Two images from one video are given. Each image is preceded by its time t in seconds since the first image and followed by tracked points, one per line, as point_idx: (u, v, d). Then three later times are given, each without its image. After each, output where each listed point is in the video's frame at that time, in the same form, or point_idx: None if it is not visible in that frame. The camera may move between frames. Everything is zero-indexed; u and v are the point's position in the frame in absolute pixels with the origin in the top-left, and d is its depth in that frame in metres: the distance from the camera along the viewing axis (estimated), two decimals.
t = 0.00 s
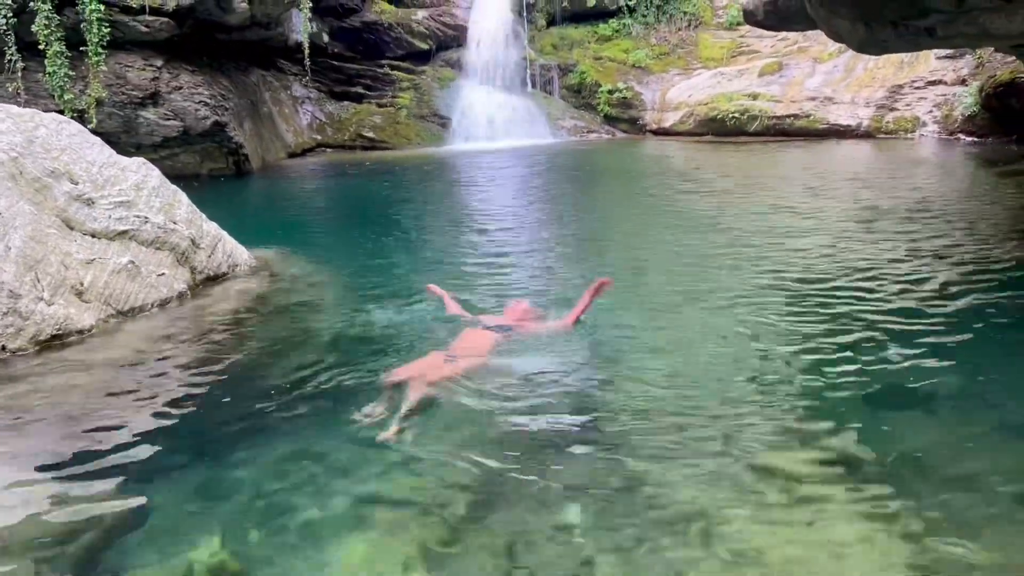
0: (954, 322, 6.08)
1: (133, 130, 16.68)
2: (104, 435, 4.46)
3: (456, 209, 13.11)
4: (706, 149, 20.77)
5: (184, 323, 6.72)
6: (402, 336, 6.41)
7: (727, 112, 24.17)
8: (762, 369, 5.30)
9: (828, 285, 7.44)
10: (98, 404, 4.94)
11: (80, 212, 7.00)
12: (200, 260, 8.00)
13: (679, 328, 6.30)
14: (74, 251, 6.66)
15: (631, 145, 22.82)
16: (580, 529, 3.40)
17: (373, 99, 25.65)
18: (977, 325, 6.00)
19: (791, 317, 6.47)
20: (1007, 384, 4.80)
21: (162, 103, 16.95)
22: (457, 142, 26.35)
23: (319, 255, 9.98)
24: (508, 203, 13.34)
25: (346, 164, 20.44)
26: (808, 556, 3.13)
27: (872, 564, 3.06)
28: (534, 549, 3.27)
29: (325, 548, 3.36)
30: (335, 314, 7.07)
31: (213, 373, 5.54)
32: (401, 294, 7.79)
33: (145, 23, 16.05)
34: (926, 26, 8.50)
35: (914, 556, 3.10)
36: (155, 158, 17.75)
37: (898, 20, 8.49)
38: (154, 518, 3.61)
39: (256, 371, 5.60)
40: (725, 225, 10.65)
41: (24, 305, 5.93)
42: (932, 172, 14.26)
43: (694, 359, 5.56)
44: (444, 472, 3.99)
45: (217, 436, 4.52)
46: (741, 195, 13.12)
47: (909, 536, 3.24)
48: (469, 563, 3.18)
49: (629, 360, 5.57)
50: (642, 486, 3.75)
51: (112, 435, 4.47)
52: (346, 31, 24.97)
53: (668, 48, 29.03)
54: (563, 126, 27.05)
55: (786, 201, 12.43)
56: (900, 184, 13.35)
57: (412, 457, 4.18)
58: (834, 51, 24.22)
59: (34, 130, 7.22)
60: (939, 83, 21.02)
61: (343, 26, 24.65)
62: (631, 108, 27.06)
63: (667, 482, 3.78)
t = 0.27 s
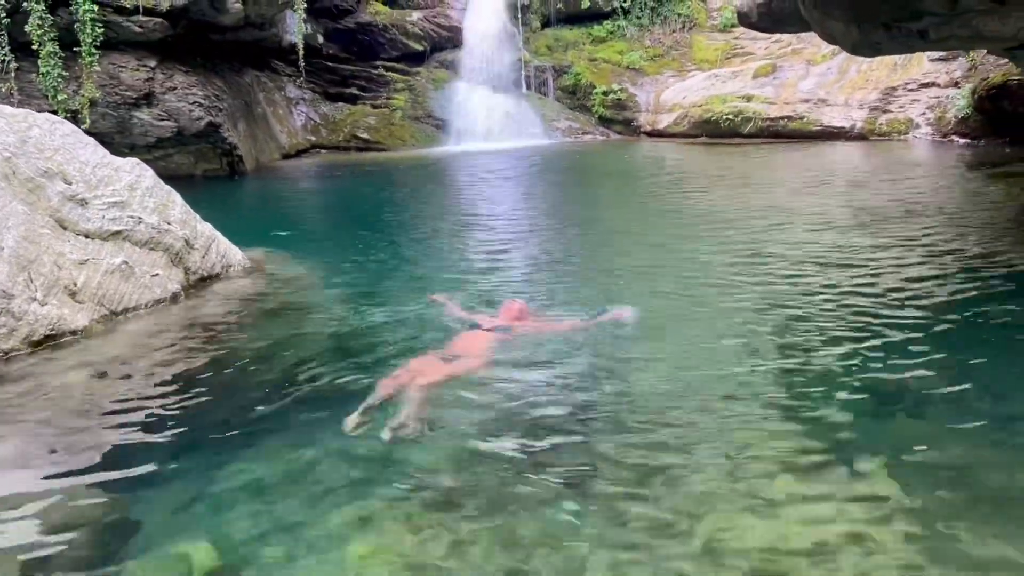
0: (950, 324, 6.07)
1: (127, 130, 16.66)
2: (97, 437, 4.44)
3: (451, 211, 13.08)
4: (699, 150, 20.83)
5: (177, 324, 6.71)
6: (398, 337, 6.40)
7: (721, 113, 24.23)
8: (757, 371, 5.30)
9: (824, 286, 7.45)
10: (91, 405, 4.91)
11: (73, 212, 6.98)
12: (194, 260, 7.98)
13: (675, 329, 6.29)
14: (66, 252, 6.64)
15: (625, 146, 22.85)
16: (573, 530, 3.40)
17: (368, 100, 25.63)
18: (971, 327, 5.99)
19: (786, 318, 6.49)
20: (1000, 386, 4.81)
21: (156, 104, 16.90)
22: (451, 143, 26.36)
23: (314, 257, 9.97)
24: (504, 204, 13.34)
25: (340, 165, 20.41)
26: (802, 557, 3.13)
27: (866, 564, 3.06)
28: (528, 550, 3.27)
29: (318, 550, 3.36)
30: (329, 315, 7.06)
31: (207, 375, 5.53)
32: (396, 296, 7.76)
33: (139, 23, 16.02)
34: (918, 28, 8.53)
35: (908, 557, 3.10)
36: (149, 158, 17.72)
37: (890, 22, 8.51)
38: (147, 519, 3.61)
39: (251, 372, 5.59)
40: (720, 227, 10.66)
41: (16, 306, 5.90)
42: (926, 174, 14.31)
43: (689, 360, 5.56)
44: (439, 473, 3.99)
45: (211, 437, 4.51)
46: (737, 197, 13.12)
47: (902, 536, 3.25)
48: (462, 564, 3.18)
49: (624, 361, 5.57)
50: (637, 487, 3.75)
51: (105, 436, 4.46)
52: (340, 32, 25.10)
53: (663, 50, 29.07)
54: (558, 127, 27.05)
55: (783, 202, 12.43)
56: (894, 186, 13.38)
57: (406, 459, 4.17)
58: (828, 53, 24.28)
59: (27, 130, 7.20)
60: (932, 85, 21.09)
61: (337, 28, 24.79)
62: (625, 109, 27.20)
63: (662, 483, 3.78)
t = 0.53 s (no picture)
0: (940, 325, 6.09)
1: (120, 130, 16.62)
2: (88, 437, 4.43)
3: (445, 210, 13.09)
4: (693, 151, 20.88)
5: (171, 323, 6.70)
6: (392, 337, 6.41)
7: (715, 115, 24.29)
8: (749, 370, 5.31)
9: (817, 286, 7.48)
10: (82, 405, 4.90)
11: (66, 211, 6.97)
12: (187, 260, 7.97)
13: (668, 329, 6.28)
14: (59, 251, 6.62)
15: (620, 147, 22.89)
16: (567, 530, 3.40)
17: (362, 100, 25.61)
18: (962, 328, 6.01)
19: (779, 318, 6.51)
20: (992, 386, 4.84)
21: (150, 104, 16.87)
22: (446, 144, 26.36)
23: (308, 256, 9.96)
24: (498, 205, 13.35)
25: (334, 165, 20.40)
26: (795, 557, 3.14)
27: (858, 563, 3.08)
28: (522, 549, 3.27)
29: (311, 548, 3.36)
30: (322, 315, 7.06)
31: (199, 375, 5.52)
32: (389, 296, 7.75)
33: (132, 22, 15.97)
34: (912, 29, 8.55)
35: (899, 555, 3.11)
36: (142, 158, 17.70)
37: (884, 23, 8.53)
38: (140, 519, 3.60)
39: (243, 372, 5.57)
40: (713, 227, 10.66)
41: (8, 305, 5.88)
42: (919, 175, 14.36)
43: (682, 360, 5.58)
44: (433, 472, 3.99)
45: (204, 437, 4.51)
46: (730, 197, 13.14)
47: (895, 536, 3.26)
48: (454, 563, 3.19)
49: (618, 360, 5.59)
50: (630, 487, 3.76)
51: (97, 436, 4.45)
52: (335, 32, 24.96)
53: (657, 50, 29.12)
54: (552, 128, 27.11)
55: (775, 203, 12.46)
56: (886, 187, 13.44)
57: (398, 459, 4.16)
58: (822, 54, 24.34)
59: (19, 128, 7.16)
60: (925, 87, 21.17)
61: (332, 28, 24.70)
62: (619, 110, 27.27)
63: (655, 482, 3.79)
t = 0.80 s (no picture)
0: (932, 326, 6.10)
1: (113, 129, 16.55)
2: (79, 436, 4.42)
3: (439, 210, 13.07)
4: (686, 152, 20.90)
5: (164, 322, 6.69)
6: (385, 336, 6.41)
7: (709, 115, 24.32)
8: (742, 370, 5.32)
9: (810, 286, 7.51)
10: (73, 404, 4.89)
11: (58, 210, 6.95)
12: (180, 259, 7.96)
13: (662, 330, 6.29)
14: (51, 250, 6.60)
15: (614, 148, 22.89)
16: (560, 529, 3.41)
17: (357, 100, 25.60)
18: (953, 330, 6.02)
19: (773, 318, 6.53)
20: (984, 386, 4.86)
21: (143, 103, 16.83)
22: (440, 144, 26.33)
23: (301, 255, 9.93)
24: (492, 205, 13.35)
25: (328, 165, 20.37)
26: (787, 556, 3.16)
27: (848, 564, 3.09)
28: (515, 549, 3.28)
29: (303, 548, 3.36)
30: (315, 314, 7.06)
31: (192, 374, 5.50)
32: (382, 295, 7.74)
33: (126, 21, 15.93)
34: (904, 31, 8.58)
35: (888, 556, 3.13)
36: (135, 157, 17.65)
37: (877, 25, 8.55)
38: (133, 518, 3.60)
39: (236, 371, 5.56)
40: (707, 227, 10.67)
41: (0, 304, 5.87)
42: (912, 176, 14.39)
43: (675, 360, 5.58)
44: (426, 471, 4.00)
45: (198, 435, 4.50)
46: (725, 197, 13.15)
47: (886, 536, 3.27)
48: (446, 563, 3.19)
49: (610, 360, 5.59)
50: (623, 486, 3.76)
51: (89, 435, 4.44)
52: (329, 32, 25.04)
53: (651, 51, 29.16)
54: (546, 129, 27.08)
55: (769, 203, 12.48)
56: (879, 188, 13.48)
57: (390, 459, 4.16)
58: (816, 55, 24.39)
59: (11, 127, 7.14)
60: (918, 88, 21.25)
61: (326, 27, 24.78)
62: (613, 110, 27.28)
63: (648, 481, 3.80)
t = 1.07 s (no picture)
0: (926, 327, 6.11)
1: (107, 128, 16.47)
2: (71, 435, 4.39)
3: (433, 210, 13.04)
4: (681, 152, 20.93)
5: (157, 321, 6.66)
6: (381, 335, 6.40)
7: (704, 116, 24.35)
8: (737, 371, 5.31)
9: (805, 287, 7.51)
10: (65, 403, 4.86)
11: (50, 209, 6.92)
12: (174, 258, 7.93)
13: (657, 330, 6.27)
14: (44, 249, 6.57)
15: (609, 148, 22.90)
16: (553, 529, 3.40)
17: (351, 99, 25.62)
18: (947, 330, 6.02)
19: (768, 319, 6.53)
20: (977, 387, 4.86)
21: (137, 101, 16.77)
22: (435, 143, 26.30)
23: (294, 254, 9.89)
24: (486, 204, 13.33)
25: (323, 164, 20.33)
26: (779, 557, 3.15)
27: (843, 564, 3.08)
28: (510, 549, 3.26)
29: (296, 548, 3.34)
30: (310, 313, 7.04)
31: (185, 373, 5.48)
32: (376, 295, 7.71)
33: (120, 19, 15.85)
34: (898, 32, 8.57)
35: (883, 556, 3.12)
36: (129, 156, 17.59)
37: (871, 26, 8.57)
38: (125, 518, 3.57)
39: (229, 371, 5.54)
40: (701, 227, 10.66)
41: None
42: (906, 177, 14.43)
43: (670, 360, 5.56)
44: (418, 471, 3.98)
45: (191, 436, 4.48)
46: (719, 197, 13.16)
47: (880, 537, 3.27)
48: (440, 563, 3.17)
49: (605, 360, 5.59)
50: (619, 487, 3.75)
51: (80, 434, 4.41)
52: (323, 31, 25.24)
53: (646, 51, 29.21)
54: (541, 129, 27.03)
55: (763, 203, 12.49)
56: (873, 188, 13.51)
57: (383, 459, 4.15)
58: (810, 56, 24.46)
59: (3, 125, 7.11)
60: (912, 89, 21.31)
61: (320, 27, 24.93)
62: (608, 110, 27.31)
63: (644, 483, 3.78)
